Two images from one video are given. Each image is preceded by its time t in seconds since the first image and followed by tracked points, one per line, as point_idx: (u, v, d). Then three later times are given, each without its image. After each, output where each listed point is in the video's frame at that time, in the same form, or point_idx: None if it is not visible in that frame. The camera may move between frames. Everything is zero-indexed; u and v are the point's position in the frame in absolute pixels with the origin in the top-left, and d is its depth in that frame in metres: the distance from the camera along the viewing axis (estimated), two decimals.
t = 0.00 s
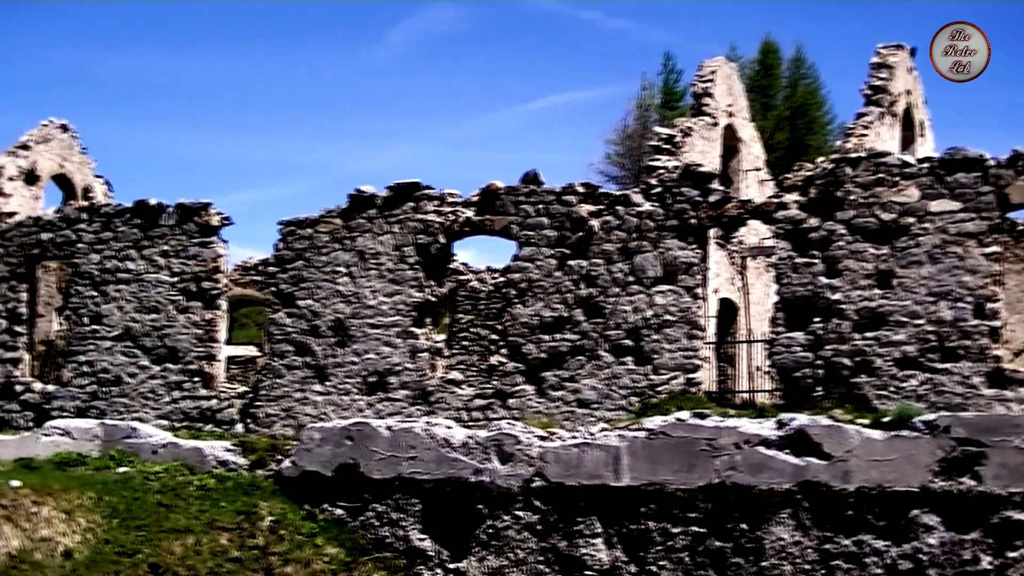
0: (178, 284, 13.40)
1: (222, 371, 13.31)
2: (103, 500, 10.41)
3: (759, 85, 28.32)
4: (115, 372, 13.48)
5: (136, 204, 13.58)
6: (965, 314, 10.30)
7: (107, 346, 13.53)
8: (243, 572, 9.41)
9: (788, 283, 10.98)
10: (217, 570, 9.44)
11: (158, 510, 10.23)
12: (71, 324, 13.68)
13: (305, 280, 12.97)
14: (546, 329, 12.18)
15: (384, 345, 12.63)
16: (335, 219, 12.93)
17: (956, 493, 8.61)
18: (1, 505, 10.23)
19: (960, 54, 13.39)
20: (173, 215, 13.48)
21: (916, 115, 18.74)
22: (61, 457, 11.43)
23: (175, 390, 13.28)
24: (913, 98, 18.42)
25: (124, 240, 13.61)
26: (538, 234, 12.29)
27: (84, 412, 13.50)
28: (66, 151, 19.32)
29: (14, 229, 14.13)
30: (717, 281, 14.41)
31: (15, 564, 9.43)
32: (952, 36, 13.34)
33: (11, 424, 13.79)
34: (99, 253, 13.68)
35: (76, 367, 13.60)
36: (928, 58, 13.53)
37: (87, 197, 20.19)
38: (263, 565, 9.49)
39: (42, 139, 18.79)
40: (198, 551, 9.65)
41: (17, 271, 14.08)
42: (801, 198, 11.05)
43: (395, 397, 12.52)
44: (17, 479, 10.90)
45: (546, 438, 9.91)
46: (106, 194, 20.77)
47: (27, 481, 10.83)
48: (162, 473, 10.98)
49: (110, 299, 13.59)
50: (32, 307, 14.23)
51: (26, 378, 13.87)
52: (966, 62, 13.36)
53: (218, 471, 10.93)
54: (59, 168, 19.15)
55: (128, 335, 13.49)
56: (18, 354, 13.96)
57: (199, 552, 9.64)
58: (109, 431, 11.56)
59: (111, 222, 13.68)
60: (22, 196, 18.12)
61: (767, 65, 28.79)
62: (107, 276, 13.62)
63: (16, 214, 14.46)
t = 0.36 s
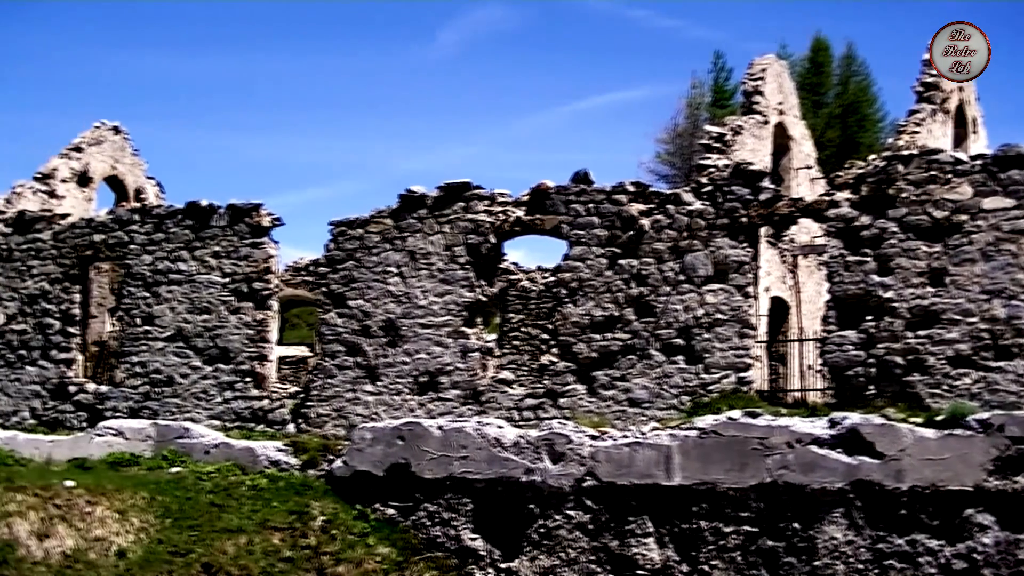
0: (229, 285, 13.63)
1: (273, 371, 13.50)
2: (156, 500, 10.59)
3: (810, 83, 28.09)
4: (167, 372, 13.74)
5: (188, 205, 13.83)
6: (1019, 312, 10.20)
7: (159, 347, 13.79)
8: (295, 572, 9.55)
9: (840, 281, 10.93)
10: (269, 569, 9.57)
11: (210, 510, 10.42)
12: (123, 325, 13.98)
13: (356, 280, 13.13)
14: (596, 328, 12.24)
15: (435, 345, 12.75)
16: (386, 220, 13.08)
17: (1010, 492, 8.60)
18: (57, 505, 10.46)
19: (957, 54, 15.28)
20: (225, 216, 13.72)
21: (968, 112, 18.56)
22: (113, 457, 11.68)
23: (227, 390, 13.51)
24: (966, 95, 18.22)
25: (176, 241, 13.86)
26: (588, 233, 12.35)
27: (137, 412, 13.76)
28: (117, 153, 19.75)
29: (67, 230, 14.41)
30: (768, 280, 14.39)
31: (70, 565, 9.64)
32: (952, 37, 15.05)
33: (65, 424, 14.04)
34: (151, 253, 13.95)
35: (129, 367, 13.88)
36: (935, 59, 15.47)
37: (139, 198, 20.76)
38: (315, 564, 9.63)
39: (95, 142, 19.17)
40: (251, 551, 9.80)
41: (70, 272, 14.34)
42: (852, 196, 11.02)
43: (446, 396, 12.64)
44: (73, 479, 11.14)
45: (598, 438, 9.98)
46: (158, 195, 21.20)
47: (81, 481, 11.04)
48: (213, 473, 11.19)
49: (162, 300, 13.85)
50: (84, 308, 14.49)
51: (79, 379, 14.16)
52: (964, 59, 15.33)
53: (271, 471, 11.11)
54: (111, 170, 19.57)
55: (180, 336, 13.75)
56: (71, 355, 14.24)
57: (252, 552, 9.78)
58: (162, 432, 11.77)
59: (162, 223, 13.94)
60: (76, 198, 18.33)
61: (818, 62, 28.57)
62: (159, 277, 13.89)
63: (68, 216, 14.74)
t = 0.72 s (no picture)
0: (274, 285, 13.81)
1: (318, 372, 13.68)
2: (202, 500, 10.76)
3: (855, 81, 27.90)
4: (213, 373, 13.96)
5: (233, 207, 14.03)
6: None
7: (205, 348, 14.03)
8: (341, 571, 9.67)
9: (885, 280, 10.89)
10: (315, 569, 9.67)
11: (256, 510, 10.56)
12: (169, 325, 14.21)
13: (401, 280, 13.27)
14: (641, 327, 12.28)
15: (480, 345, 12.86)
16: (430, 220, 13.20)
17: None
18: (104, 505, 10.63)
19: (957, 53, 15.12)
20: (270, 216, 13.90)
21: (1014, 109, 18.37)
22: (161, 458, 11.98)
23: (272, 390, 13.70)
24: (1012, 92, 18.07)
25: (221, 242, 14.08)
26: (632, 233, 12.40)
27: (184, 413, 14.02)
28: (163, 155, 20.08)
29: (113, 232, 14.67)
30: (813, 279, 14.34)
31: (117, 564, 9.78)
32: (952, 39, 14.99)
33: (111, 424, 14.33)
34: (196, 255, 14.17)
35: (175, 368, 14.13)
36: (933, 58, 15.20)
37: (184, 199, 21.12)
38: (361, 564, 9.75)
39: (140, 144, 19.47)
40: (297, 551, 9.90)
41: (116, 273, 14.60)
42: (898, 194, 10.98)
43: (491, 396, 12.75)
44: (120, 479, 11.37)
45: (643, 438, 10.05)
46: (203, 196, 21.58)
47: (128, 481, 11.26)
48: (259, 473, 11.41)
49: (207, 301, 14.08)
50: (131, 309, 14.76)
51: (126, 380, 14.44)
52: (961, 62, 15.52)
53: (316, 471, 11.36)
54: (157, 172, 19.88)
55: (225, 336, 13.97)
56: (118, 355, 14.51)
57: (297, 552, 9.89)
58: (207, 432, 12.09)
59: (208, 224, 14.16)
60: (122, 199, 18.80)
61: (863, 60, 28.37)
62: (204, 278, 14.11)
63: (114, 218, 15.00)
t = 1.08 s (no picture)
0: (315, 285, 13.96)
1: (358, 372, 13.81)
2: (244, 500, 10.90)
3: (896, 78, 27.78)
4: (254, 373, 14.16)
5: (273, 207, 14.20)
6: None
7: (246, 348, 14.23)
8: (383, 571, 9.73)
9: (927, 278, 10.84)
10: (356, 569, 9.74)
11: (298, 510, 10.70)
12: (210, 325, 14.47)
13: (441, 280, 13.38)
14: (682, 326, 12.30)
15: (521, 345, 12.93)
16: (470, 220, 13.30)
17: None
18: (146, 505, 10.73)
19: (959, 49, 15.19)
20: (311, 216, 14.04)
21: None
22: (202, 458, 12.27)
23: (313, 390, 13.85)
24: None
25: (262, 242, 14.25)
26: (673, 232, 12.42)
27: (225, 412, 14.25)
28: (204, 156, 20.37)
29: (154, 232, 14.90)
30: (854, 277, 14.25)
31: (159, 564, 9.85)
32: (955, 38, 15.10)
33: (153, 424, 14.60)
34: (237, 255, 14.37)
35: (216, 368, 14.36)
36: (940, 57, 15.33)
37: (225, 199, 21.43)
38: (402, 564, 9.82)
39: (182, 145, 19.73)
40: (338, 550, 9.99)
41: (157, 274, 14.83)
42: (940, 192, 10.93)
43: (531, 396, 12.83)
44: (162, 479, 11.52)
45: (685, 438, 10.09)
46: (244, 197, 21.93)
47: (170, 481, 11.40)
48: (301, 472, 11.66)
49: (248, 302, 14.26)
50: (171, 309, 15.00)
51: (167, 380, 14.71)
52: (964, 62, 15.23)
53: (357, 471, 11.60)
54: (198, 173, 20.16)
55: (266, 336, 14.15)
56: (160, 355, 14.77)
57: (338, 551, 9.98)
58: (249, 432, 12.39)
59: (248, 225, 14.35)
60: (164, 200, 19.10)
61: (904, 57, 28.19)
62: (245, 279, 14.30)
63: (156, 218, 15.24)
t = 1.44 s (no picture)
0: (352, 286, 14.09)
1: (396, 372, 13.93)
2: (282, 500, 11.05)
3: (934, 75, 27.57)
4: (292, 373, 14.32)
5: (310, 208, 14.36)
6: None
7: (284, 348, 14.40)
8: (421, 571, 9.83)
9: (966, 276, 10.80)
10: (394, 569, 9.84)
11: (336, 510, 10.84)
12: (248, 326, 14.64)
13: (478, 280, 13.47)
14: (719, 326, 12.31)
15: (558, 344, 13.00)
16: (507, 220, 13.38)
17: None
18: (185, 505, 10.89)
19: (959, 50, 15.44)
20: (348, 217, 14.18)
21: None
22: (240, 458, 12.45)
23: (351, 390, 13.98)
24: None
25: (299, 243, 14.42)
26: (710, 231, 12.44)
27: (264, 412, 14.43)
28: (241, 157, 20.65)
29: (192, 234, 15.11)
30: (892, 276, 14.19)
31: (198, 564, 10.02)
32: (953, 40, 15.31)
33: (193, 424, 14.83)
34: (274, 256, 14.54)
35: (254, 369, 14.54)
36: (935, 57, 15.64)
37: (262, 200, 21.70)
38: (440, 564, 9.90)
39: (219, 146, 19.96)
40: (376, 550, 10.11)
41: (196, 275, 15.04)
42: (979, 189, 10.91)
43: (569, 396, 12.89)
44: (201, 479, 11.69)
45: (722, 437, 10.11)
46: (281, 198, 22.18)
47: (208, 481, 11.56)
48: (339, 472, 11.80)
49: (286, 302, 14.43)
50: (209, 310, 15.20)
51: (206, 381, 14.91)
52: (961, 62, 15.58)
53: (395, 470, 11.73)
54: (236, 173, 20.42)
55: (304, 337, 14.30)
56: (198, 356, 14.99)
57: (376, 551, 10.10)
58: (287, 433, 12.56)
59: (286, 225, 14.52)
60: (202, 201, 19.30)
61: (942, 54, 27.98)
62: (283, 280, 14.46)
63: (193, 220, 15.45)
